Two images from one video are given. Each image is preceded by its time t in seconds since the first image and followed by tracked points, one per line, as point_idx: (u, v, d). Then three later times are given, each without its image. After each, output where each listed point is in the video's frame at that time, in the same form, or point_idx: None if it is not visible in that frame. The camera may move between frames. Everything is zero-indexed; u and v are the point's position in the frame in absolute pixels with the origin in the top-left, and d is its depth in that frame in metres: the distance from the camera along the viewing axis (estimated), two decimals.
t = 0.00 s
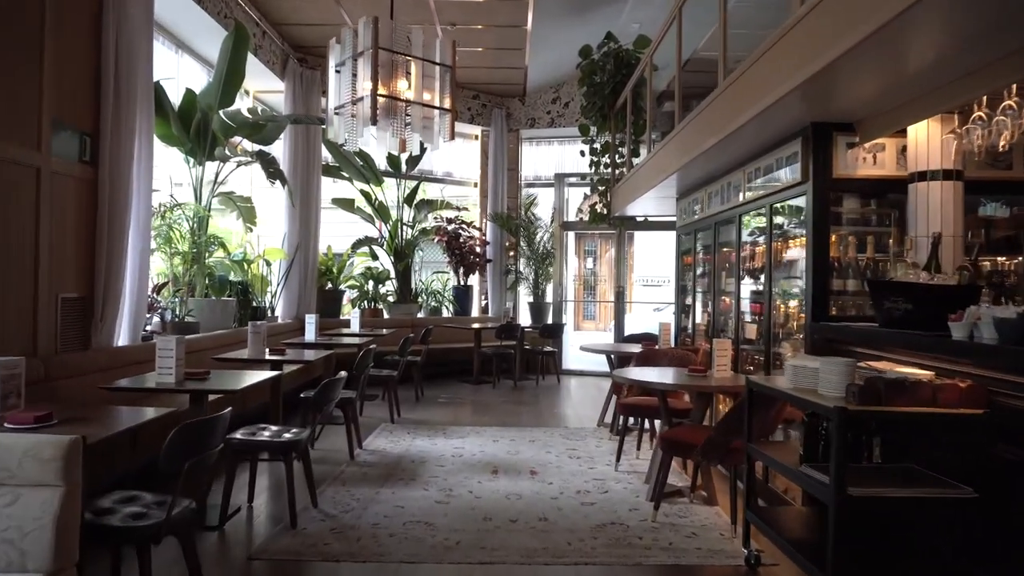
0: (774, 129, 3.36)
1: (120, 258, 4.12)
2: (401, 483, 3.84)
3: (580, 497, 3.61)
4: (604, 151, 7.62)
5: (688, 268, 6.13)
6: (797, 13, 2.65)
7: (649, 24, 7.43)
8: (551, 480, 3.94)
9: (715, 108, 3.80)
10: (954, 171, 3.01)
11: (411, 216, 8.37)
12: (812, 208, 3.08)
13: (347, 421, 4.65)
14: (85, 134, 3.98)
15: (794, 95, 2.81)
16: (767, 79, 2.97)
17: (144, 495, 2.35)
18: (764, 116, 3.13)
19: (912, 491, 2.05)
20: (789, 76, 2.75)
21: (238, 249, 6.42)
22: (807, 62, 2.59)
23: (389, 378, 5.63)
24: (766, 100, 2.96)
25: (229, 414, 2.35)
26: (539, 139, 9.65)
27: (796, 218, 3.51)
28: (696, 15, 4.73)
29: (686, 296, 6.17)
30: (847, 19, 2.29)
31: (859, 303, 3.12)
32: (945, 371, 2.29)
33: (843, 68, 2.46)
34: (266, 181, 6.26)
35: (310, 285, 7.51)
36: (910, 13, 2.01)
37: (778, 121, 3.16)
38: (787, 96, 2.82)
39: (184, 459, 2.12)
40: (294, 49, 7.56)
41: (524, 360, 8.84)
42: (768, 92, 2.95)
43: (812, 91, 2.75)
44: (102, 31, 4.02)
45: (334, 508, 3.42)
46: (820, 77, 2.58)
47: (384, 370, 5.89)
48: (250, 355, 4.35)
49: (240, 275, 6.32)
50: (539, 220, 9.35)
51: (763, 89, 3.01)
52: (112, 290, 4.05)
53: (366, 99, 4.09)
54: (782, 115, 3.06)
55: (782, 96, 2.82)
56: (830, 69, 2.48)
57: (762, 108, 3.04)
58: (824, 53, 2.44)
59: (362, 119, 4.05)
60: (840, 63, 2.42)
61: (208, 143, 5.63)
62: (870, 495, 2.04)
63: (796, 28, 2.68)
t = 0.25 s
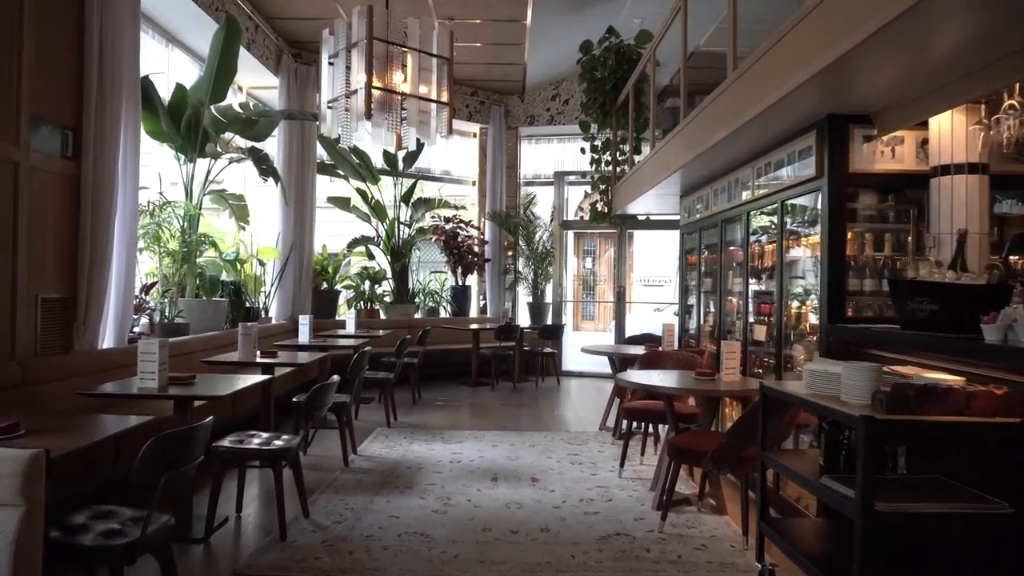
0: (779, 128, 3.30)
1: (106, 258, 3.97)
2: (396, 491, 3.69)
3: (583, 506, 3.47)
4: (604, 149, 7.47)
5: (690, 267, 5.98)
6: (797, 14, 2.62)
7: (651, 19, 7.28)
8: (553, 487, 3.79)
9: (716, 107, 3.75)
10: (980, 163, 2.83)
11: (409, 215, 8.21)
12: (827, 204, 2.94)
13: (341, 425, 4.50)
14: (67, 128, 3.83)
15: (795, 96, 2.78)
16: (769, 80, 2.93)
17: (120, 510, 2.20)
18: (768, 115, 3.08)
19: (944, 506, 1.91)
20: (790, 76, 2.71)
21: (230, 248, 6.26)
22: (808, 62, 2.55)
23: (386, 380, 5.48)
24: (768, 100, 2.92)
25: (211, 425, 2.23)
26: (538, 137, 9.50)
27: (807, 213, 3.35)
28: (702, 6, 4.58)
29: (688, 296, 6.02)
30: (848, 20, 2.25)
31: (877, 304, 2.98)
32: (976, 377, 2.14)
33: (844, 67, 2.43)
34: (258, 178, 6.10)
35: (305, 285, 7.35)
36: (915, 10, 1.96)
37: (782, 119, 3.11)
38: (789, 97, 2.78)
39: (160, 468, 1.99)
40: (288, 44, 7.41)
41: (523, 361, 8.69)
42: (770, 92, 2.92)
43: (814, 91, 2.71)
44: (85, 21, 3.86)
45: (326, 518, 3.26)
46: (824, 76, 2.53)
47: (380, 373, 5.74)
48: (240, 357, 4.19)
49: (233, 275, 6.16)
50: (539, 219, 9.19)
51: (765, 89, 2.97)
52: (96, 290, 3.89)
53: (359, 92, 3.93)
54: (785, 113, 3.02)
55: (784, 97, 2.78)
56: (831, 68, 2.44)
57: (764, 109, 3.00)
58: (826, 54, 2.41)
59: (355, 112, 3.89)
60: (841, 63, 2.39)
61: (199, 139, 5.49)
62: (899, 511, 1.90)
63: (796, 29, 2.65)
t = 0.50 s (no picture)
0: (780, 127, 3.30)
1: (91, 255, 3.81)
2: (392, 498, 3.55)
3: (587, 514, 3.33)
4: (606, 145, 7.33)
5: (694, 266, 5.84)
6: (798, 14, 2.64)
7: (654, 13, 7.14)
8: (555, 494, 3.66)
9: (717, 105, 3.75)
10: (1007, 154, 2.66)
11: (406, 213, 8.06)
12: (844, 199, 2.80)
13: (335, 428, 4.37)
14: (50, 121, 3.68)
15: (795, 95, 2.80)
16: (770, 79, 2.95)
17: (94, 523, 2.06)
18: (774, 110, 3.04)
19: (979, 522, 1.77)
20: (790, 75, 2.73)
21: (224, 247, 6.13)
22: (807, 62, 2.58)
23: (382, 382, 5.33)
24: (770, 99, 2.94)
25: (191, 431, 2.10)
26: (538, 134, 9.37)
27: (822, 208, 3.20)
28: None
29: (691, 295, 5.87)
30: (847, 20, 2.27)
31: (896, 304, 2.84)
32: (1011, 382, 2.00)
33: (846, 65, 2.43)
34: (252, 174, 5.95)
35: (300, 284, 7.21)
36: (928, 1, 1.91)
37: (783, 117, 3.13)
38: (790, 95, 2.79)
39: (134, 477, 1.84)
40: (283, 39, 7.27)
41: (522, 362, 8.55)
42: (772, 91, 2.94)
43: (813, 91, 2.73)
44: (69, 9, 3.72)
45: (318, 528, 3.11)
46: (834, 69, 2.48)
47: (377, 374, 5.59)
48: (231, 358, 4.06)
49: (226, 273, 6.02)
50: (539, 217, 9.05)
51: (766, 88, 2.99)
52: (81, 289, 3.75)
53: (355, 83, 3.80)
54: (786, 111, 3.04)
55: (784, 95, 2.80)
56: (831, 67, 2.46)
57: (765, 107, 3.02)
58: (825, 54, 2.43)
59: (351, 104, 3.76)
60: (840, 63, 2.41)
61: (191, 134, 5.35)
62: (931, 526, 1.76)
63: (797, 29, 2.67)
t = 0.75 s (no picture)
0: (784, 124, 3.26)
1: (74, 254, 3.66)
2: (387, 507, 3.40)
3: (590, 524, 3.18)
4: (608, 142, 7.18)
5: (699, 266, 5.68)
6: (798, 13, 2.61)
7: (657, 7, 6.98)
8: (558, 502, 3.51)
9: (720, 103, 3.70)
10: None
11: (405, 212, 7.92)
12: (863, 194, 2.65)
13: (331, 432, 4.22)
14: (31, 116, 3.54)
15: (795, 95, 2.77)
16: (770, 78, 2.92)
17: (62, 542, 1.91)
18: (785, 103, 2.89)
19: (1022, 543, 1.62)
20: (790, 74, 2.70)
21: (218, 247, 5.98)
22: (814, 56, 2.48)
23: (379, 384, 5.18)
24: (782, 90, 2.77)
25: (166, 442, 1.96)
26: (538, 132, 9.22)
27: (838, 203, 3.04)
28: None
29: (698, 296, 5.72)
30: (856, 11, 2.17)
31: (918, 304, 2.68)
32: None
33: (846, 65, 2.40)
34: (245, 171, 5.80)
35: (297, 284, 7.07)
36: None
37: (786, 115, 3.09)
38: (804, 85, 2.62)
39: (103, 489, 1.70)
40: (278, 33, 7.12)
41: (523, 363, 8.41)
42: (784, 83, 2.77)
43: (813, 90, 2.70)
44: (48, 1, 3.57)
45: (309, 539, 2.96)
46: (852, 57, 2.32)
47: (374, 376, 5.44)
48: (221, 361, 3.91)
49: (219, 273, 5.88)
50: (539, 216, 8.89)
51: (767, 87, 2.96)
52: (63, 290, 3.60)
53: (348, 74, 3.72)
54: (800, 103, 2.88)
55: (785, 95, 2.77)
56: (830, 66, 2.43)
57: (767, 106, 2.98)
58: (823, 54, 2.40)
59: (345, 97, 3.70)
60: (839, 63, 2.38)
61: (183, 129, 5.24)
62: (970, 548, 1.61)
63: (797, 27, 2.64)
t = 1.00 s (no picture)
0: (787, 122, 3.21)
1: (56, 253, 3.52)
2: (381, 519, 3.25)
3: (594, 537, 3.03)
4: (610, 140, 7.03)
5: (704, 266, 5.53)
6: (801, 10, 2.58)
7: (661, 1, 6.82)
8: (559, 513, 3.36)
9: (720, 101, 3.66)
10: None
11: (403, 211, 7.77)
12: (884, 190, 2.50)
13: (324, 437, 4.08)
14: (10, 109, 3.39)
15: (799, 93, 2.74)
16: (773, 77, 2.89)
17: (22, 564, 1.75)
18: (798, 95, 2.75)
19: None
20: (804, 66, 2.57)
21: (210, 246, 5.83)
22: (832, 44, 2.33)
23: (375, 388, 5.03)
24: (797, 81, 2.62)
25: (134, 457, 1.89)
26: (539, 130, 9.07)
27: (858, 200, 2.89)
28: None
29: (702, 297, 5.57)
30: None
31: (941, 307, 2.53)
32: None
33: (849, 63, 2.37)
34: (238, 168, 5.65)
35: (292, 284, 6.92)
36: None
37: (788, 113, 3.05)
38: (821, 75, 2.48)
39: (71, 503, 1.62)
40: (273, 28, 6.97)
41: (524, 365, 8.26)
42: (798, 73, 2.62)
43: (818, 88, 2.66)
44: None
45: (298, 554, 2.81)
46: (876, 43, 2.17)
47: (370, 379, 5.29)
48: (209, 364, 3.76)
49: (212, 273, 5.73)
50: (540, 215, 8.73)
51: (770, 86, 2.92)
52: (44, 291, 3.45)
53: (341, 64, 3.53)
54: (815, 94, 2.74)
55: (789, 93, 2.74)
56: (836, 64, 2.39)
57: (770, 104, 2.94)
58: (826, 53, 2.37)
59: (336, 89, 3.51)
60: (860, 50, 2.23)
61: (173, 124, 5.09)
62: None
63: (800, 25, 2.60)
